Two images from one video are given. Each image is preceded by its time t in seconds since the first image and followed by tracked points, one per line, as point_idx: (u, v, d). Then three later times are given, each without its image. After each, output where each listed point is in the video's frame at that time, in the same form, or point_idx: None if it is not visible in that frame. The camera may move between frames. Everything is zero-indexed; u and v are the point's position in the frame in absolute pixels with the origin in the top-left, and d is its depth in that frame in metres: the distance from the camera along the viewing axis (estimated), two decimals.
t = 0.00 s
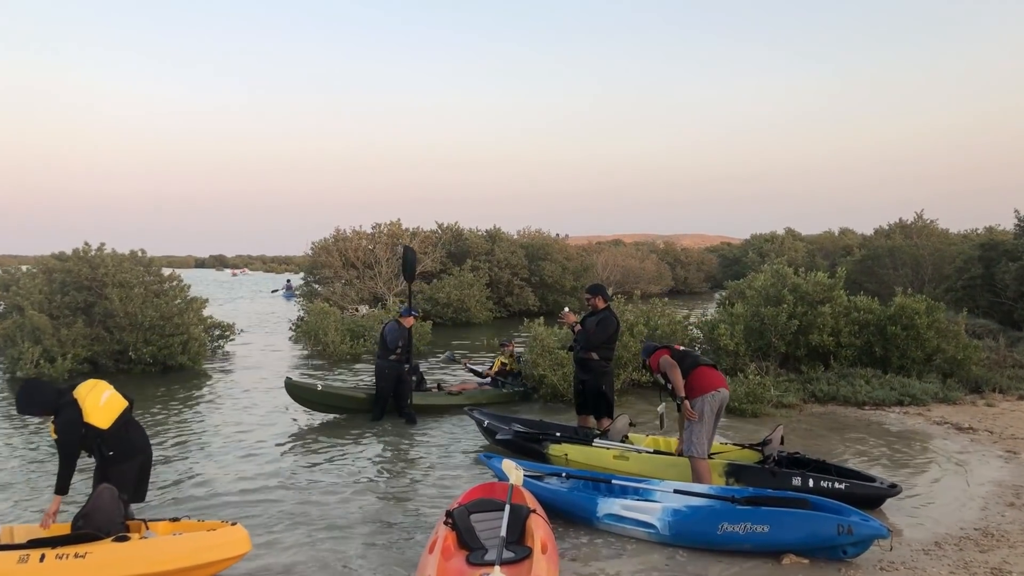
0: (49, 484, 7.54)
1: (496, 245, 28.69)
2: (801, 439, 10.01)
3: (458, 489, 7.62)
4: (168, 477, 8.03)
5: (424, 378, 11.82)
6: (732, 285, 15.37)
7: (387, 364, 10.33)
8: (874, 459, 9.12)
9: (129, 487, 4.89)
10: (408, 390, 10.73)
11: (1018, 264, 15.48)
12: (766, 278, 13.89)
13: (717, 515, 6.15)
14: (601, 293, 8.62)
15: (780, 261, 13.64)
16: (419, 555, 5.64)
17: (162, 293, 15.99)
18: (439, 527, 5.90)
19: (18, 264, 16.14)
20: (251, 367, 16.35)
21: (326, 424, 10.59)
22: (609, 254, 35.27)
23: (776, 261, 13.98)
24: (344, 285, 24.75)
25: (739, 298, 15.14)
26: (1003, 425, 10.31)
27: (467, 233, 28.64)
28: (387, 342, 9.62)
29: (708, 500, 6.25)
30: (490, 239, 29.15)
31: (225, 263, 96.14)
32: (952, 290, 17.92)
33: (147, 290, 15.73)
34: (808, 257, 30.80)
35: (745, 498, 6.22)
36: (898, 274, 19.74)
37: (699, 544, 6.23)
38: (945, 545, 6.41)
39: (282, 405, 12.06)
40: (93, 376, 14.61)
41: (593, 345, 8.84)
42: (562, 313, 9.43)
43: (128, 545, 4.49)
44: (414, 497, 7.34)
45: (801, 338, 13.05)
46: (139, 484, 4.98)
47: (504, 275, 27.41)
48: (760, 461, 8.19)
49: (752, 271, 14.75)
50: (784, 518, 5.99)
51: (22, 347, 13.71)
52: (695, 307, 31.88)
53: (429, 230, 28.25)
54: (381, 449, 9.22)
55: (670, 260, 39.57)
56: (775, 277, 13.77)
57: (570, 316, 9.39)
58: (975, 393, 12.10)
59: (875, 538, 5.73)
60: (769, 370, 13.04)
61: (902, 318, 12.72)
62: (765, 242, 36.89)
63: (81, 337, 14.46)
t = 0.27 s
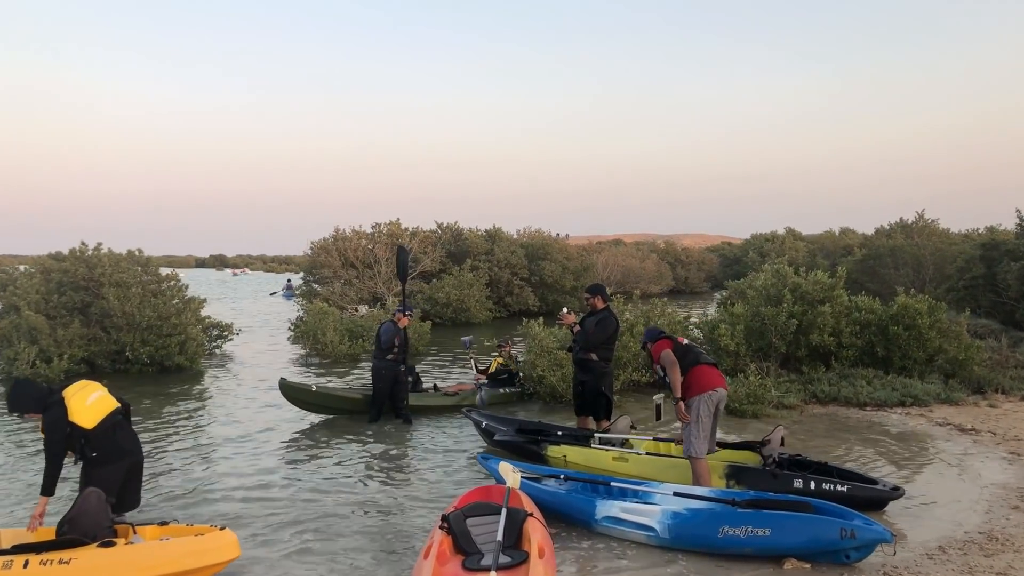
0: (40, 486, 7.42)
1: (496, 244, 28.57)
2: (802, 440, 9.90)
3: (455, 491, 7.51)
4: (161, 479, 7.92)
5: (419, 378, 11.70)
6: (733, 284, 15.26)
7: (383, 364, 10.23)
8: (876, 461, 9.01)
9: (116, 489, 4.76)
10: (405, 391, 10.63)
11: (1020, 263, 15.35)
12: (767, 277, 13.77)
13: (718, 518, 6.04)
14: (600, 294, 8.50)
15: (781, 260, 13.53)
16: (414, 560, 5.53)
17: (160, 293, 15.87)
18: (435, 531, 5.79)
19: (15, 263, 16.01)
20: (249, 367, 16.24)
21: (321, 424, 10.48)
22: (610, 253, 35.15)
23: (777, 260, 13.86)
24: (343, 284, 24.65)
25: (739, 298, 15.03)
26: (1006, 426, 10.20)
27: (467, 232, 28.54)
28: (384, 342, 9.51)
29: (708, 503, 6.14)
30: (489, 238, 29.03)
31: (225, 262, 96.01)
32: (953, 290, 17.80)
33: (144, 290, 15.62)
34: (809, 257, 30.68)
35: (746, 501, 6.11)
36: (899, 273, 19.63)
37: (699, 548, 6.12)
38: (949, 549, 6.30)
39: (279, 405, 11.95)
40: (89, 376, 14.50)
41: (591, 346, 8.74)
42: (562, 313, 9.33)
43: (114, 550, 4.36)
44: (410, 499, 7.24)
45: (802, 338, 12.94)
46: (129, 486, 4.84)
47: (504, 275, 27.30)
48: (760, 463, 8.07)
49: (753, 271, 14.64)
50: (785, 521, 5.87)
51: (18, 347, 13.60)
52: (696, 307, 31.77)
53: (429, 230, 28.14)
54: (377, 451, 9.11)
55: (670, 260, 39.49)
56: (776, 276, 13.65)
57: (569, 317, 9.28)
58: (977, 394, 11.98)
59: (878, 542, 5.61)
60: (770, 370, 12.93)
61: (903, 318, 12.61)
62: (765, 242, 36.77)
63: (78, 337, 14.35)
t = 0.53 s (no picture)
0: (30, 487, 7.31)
1: (496, 244, 28.45)
2: (803, 441, 9.79)
3: (451, 492, 7.39)
4: (154, 481, 7.81)
5: (415, 379, 11.59)
6: (733, 283, 15.15)
7: (378, 364, 10.12)
8: (878, 462, 8.88)
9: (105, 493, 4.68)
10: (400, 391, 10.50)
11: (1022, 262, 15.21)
12: (767, 277, 13.65)
13: (718, 521, 5.92)
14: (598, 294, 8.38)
15: (782, 260, 13.42)
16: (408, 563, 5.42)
17: (156, 292, 15.75)
18: (430, 534, 5.68)
19: (11, 263, 15.90)
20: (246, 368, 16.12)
21: (315, 425, 10.36)
22: (610, 253, 35.03)
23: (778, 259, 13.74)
24: (342, 284, 24.53)
25: (740, 297, 14.91)
26: (1010, 426, 10.07)
27: (466, 232, 28.42)
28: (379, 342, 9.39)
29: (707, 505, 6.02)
30: (489, 238, 28.91)
31: (225, 262, 95.91)
32: (955, 289, 17.66)
33: (140, 289, 15.50)
34: (810, 257, 30.54)
35: (746, 503, 5.98)
36: (900, 273, 19.49)
37: (699, 551, 6.00)
38: (953, 552, 6.17)
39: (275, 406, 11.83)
40: (85, 376, 14.38)
41: (588, 345, 8.62)
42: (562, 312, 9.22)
43: (100, 556, 4.23)
44: (405, 501, 7.11)
45: (803, 338, 12.81)
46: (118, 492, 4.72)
47: (503, 275, 27.17)
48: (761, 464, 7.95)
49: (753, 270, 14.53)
50: (786, 523, 5.75)
51: (13, 348, 13.48)
52: (696, 307, 31.64)
53: (428, 229, 28.03)
54: (373, 451, 8.99)
55: (670, 260, 39.37)
56: (776, 276, 13.53)
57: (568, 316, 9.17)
58: (980, 394, 11.85)
59: (882, 545, 5.47)
60: (771, 370, 12.81)
61: (905, 317, 12.48)
62: (766, 242, 36.63)
63: (73, 338, 14.23)
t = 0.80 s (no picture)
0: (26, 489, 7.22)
1: (496, 244, 28.36)
2: (806, 442, 9.70)
3: (452, 494, 7.30)
4: (151, 482, 7.72)
5: (413, 380, 11.50)
6: (734, 283, 15.07)
7: (378, 364, 10.03)
8: (882, 464, 8.79)
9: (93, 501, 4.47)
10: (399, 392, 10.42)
11: None
12: (769, 276, 13.57)
13: (721, 524, 5.83)
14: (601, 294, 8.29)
15: (783, 259, 13.33)
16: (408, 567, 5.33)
17: (156, 292, 15.67)
18: (429, 538, 5.59)
19: (10, 262, 15.81)
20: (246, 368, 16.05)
21: (313, 426, 10.27)
22: (610, 253, 34.95)
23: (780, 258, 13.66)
24: (342, 284, 24.45)
25: (742, 297, 14.82)
26: (1014, 428, 9.98)
27: (466, 232, 28.34)
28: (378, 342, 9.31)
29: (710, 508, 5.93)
30: (489, 238, 28.83)
31: (226, 262, 95.88)
32: (957, 289, 17.57)
33: (140, 289, 15.42)
34: (811, 257, 30.45)
35: (750, 506, 5.89)
36: (901, 273, 19.39)
37: (702, 555, 5.91)
38: (959, 556, 6.08)
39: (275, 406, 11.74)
40: (84, 376, 14.30)
41: (590, 346, 8.53)
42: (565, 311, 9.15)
43: (101, 559, 4.12)
44: (404, 503, 7.02)
45: (805, 338, 12.72)
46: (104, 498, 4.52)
47: (504, 274, 27.10)
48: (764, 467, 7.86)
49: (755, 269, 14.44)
50: (790, 527, 5.65)
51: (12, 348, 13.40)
52: (697, 307, 31.56)
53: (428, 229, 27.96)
54: (372, 453, 8.90)
55: (671, 260, 39.31)
56: (778, 275, 13.44)
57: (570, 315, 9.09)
58: (983, 395, 11.76)
59: (888, 550, 5.37)
60: (773, 371, 12.72)
61: (907, 317, 12.39)
62: (767, 242, 36.54)
63: (72, 338, 14.14)
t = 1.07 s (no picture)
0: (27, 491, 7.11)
1: (498, 244, 28.26)
2: (815, 444, 9.58)
3: (459, 497, 7.18)
4: (155, 484, 7.60)
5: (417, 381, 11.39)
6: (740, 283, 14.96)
7: (382, 365, 9.92)
8: (893, 466, 8.67)
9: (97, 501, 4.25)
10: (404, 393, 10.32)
11: None
12: (776, 276, 13.45)
13: (735, 528, 5.71)
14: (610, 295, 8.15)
15: (790, 259, 13.22)
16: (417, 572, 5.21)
17: (158, 292, 15.55)
18: (438, 542, 5.45)
19: (11, 262, 15.68)
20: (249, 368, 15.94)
21: (315, 428, 10.14)
22: (612, 253, 34.86)
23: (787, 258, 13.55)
24: (345, 284, 24.35)
25: (748, 297, 14.70)
26: None
27: (468, 231, 28.24)
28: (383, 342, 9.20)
29: (722, 512, 5.81)
30: (492, 238, 28.73)
31: (227, 262, 95.78)
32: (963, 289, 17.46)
33: (142, 289, 15.30)
34: (814, 257, 30.35)
35: (765, 510, 5.77)
36: (907, 273, 19.27)
37: (716, 560, 5.79)
38: (978, 562, 5.96)
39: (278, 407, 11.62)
40: (86, 377, 14.18)
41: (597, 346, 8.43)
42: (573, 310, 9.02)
43: (109, 562, 3.99)
44: (411, 506, 6.89)
45: (813, 339, 12.59)
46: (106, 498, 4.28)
47: (506, 274, 27.00)
48: (776, 469, 7.73)
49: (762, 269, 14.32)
50: (806, 531, 5.53)
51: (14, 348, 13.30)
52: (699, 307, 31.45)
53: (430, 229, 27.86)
54: (378, 454, 8.79)
55: (673, 260, 39.23)
56: (785, 275, 13.33)
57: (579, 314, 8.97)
58: (993, 396, 11.64)
59: (906, 555, 5.23)
60: (780, 371, 12.60)
61: (915, 318, 12.26)
62: (769, 242, 36.43)
63: (74, 338, 14.03)
